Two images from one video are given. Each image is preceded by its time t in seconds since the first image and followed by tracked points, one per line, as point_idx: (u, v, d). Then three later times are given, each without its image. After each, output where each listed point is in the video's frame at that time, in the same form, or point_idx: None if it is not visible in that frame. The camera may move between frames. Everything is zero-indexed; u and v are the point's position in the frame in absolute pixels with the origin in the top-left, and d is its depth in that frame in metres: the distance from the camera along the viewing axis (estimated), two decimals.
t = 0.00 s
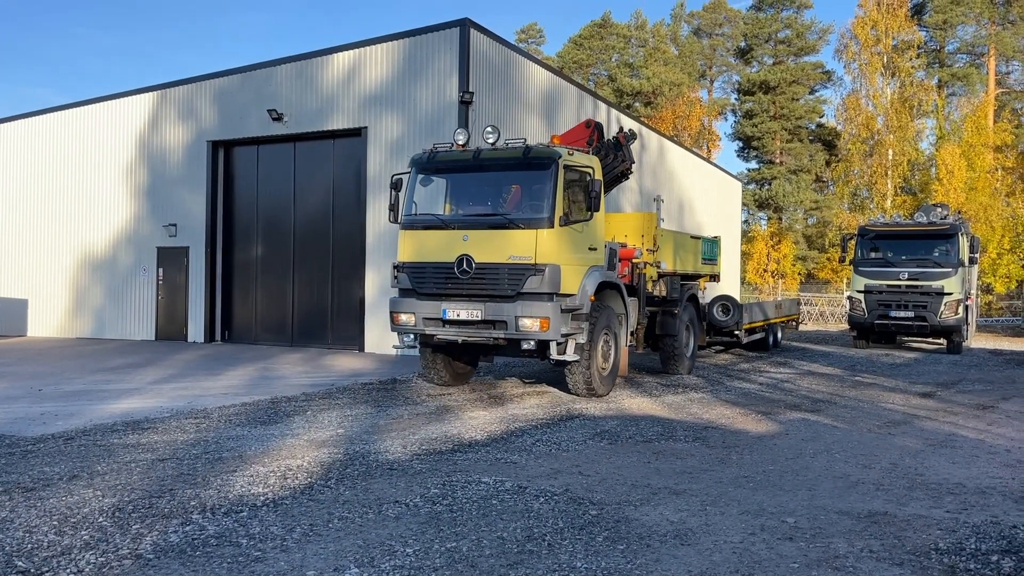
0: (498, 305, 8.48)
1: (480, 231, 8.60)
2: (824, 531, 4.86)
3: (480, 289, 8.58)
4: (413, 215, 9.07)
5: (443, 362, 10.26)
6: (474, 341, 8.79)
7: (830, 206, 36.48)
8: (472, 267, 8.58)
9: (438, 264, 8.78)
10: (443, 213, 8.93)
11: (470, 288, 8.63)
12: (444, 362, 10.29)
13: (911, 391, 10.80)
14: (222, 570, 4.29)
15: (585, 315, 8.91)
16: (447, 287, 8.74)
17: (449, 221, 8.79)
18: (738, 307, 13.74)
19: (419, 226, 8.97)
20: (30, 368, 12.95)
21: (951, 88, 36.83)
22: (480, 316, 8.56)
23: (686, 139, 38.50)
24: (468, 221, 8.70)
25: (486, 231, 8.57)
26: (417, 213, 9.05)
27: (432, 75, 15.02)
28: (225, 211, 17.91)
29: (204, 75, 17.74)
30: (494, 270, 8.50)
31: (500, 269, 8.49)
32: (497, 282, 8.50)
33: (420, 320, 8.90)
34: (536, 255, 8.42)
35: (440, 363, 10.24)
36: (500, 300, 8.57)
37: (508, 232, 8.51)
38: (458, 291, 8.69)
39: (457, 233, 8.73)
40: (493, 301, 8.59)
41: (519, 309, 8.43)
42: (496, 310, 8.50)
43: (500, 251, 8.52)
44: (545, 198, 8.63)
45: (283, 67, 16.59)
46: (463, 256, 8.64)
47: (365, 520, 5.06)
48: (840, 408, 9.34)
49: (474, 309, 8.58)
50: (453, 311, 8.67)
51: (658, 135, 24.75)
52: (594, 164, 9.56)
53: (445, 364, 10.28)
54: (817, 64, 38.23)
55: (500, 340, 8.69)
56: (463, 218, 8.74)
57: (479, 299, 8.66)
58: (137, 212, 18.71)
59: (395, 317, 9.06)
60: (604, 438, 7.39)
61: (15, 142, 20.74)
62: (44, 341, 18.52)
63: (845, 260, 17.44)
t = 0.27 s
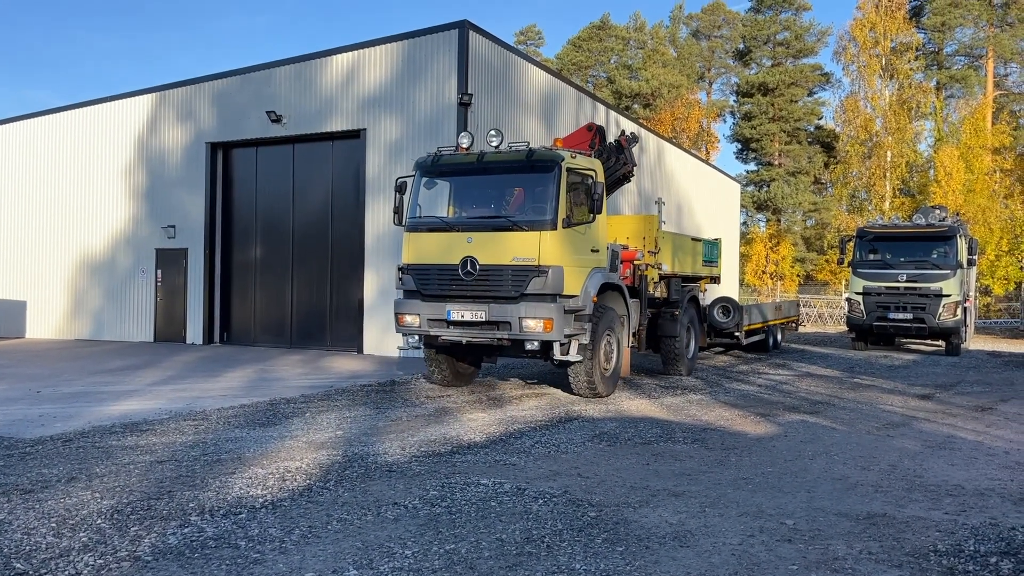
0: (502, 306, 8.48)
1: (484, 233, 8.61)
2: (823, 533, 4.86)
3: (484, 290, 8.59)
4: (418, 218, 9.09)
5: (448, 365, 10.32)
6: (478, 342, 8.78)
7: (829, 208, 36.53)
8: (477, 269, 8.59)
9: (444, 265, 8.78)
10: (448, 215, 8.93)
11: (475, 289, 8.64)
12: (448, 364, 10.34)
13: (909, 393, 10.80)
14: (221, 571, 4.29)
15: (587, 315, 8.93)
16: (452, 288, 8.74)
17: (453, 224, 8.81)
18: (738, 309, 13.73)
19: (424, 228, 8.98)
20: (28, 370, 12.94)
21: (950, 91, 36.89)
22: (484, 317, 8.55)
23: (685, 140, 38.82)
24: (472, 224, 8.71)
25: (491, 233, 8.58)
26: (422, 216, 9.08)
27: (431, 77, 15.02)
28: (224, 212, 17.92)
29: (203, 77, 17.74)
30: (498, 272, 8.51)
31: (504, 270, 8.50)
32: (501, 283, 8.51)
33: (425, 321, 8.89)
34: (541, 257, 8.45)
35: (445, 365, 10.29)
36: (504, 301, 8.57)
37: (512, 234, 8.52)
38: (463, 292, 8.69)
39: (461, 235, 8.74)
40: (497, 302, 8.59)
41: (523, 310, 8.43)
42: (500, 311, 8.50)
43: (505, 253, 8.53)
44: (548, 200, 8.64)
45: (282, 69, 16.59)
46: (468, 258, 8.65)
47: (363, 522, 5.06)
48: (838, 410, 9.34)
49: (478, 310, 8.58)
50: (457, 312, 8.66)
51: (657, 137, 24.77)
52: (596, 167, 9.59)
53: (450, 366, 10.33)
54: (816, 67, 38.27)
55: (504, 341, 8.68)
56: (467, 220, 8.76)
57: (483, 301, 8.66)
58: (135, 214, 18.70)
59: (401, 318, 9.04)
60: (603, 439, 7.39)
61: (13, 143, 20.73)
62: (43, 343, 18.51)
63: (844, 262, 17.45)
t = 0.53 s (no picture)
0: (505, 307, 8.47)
1: (487, 235, 8.62)
2: (822, 534, 4.86)
3: (487, 292, 8.59)
4: (420, 220, 9.10)
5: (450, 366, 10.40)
6: (481, 343, 8.78)
7: (828, 209, 36.55)
8: (480, 271, 8.59)
9: (446, 267, 8.78)
10: (450, 218, 8.94)
11: (478, 291, 8.63)
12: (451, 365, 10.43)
13: (909, 395, 10.80)
14: (219, 573, 4.29)
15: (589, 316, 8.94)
16: (455, 290, 8.74)
17: (456, 226, 8.81)
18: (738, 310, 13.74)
19: (427, 230, 8.98)
20: (26, 371, 12.93)
21: (949, 92, 36.91)
22: (487, 318, 8.54)
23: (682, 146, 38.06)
24: (475, 226, 8.72)
25: (494, 235, 8.59)
26: (425, 217, 9.09)
27: (430, 78, 15.02)
28: (223, 213, 17.92)
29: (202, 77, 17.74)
30: (501, 273, 8.51)
31: (506, 272, 8.50)
32: (504, 284, 8.51)
33: (428, 322, 8.88)
34: (543, 258, 8.44)
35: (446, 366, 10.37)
36: (507, 302, 8.57)
37: (514, 236, 8.53)
38: (466, 294, 8.69)
39: (464, 237, 8.74)
40: (500, 303, 8.59)
41: (526, 311, 8.43)
42: (503, 312, 8.49)
43: (507, 254, 8.53)
44: (550, 202, 8.65)
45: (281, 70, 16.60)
46: (470, 259, 8.65)
47: (362, 524, 5.06)
48: (838, 411, 9.34)
49: (481, 311, 8.57)
50: (460, 313, 8.65)
51: (656, 138, 24.78)
52: (598, 169, 9.60)
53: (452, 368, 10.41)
54: (815, 68, 38.28)
55: (506, 342, 8.68)
56: (470, 222, 8.77)
57: (486, 302, 8.66)
58: (134, 215, 18.71)
59: (404, 319, 9.04)
60: (602, 441, 7.39)
61: (13, 144, 20.72)
62: (41, 344, 18.49)
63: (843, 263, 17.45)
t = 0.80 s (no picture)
0: (505, 308, 8.47)
1: (488, 236, 8.62)
2: (822, 535, 4.86)
3: (488, 293, 8.58)
4: (422, 221, 9.10)
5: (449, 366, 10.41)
6: (481, 344, 8.78)
7: (827, 210, 36.58)
8: (480, 272, 8.59)
9: (448, 268, 8.79)
10: (451, 219, 8.94)
11: (479, 292, 8.63)
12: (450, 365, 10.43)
13: (908, 396, 10.80)
14: (218, 574, 4.29)
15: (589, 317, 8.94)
16: (456, 290, 8.74)
17: (457, 227, 8.82)
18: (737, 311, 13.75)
19: (428, 232, 8.98)
20: (25, 372, 12.92)
21: (948, 93, 36.93)
22: (488, 318, 8.54)
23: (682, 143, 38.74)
24: (476, 227, 8.72)
25: (495, 236, 8.59)
26: (426, 218, 9.10)
27: (429, 79, 15.02)
28: (222, 214, 17.90)
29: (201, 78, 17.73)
30: (502, 274, 8.51)
31: (507, 273, 8.50)
32: (505, 285, 8.51)
33: (428, 323, 8.88)
34: (545, 259, 8.44)
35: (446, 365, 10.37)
36: (507, 303, 8.57)
37: (515, 238, 8.53)
38: (466, 295, 8.69)
39: (465, 238, 8.75)
40: (501, 304, 8.58)
41: (526, 312, 8.43)
42: (504, 313, 8.49)
43: (508, 255, 8.53)
44: (551, 203, 8.65)
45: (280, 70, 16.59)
46: (471, 260, 8.65)
47: (362, 525, 5.06)
48: (837, 412, 9.34)
49: (482, 312, 8.57)
50: (461, 314, 8.65)
51: (655, 140, 24.78)
52: (598, 170, 9.59)
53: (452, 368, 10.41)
54: (814, 69, 38.29)
55: (506, 343, 8.67)
56: (471, 223, 8.77)
57: (486, 303, 8.65)
58: (134, 216, 18.70)
59: (404, 320, 9.03)
60: (601, 442, 7.39)
61: (12, 145, 20.71)
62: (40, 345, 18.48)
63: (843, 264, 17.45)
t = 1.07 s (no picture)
0: (504, 309, 8.46)
1: (487, 237, 8.62)
2: (821, 536, 4.86)
3: (486, 294, 8.58)
4: (421, 222, 9.10)
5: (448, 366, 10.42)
6: (481, 345, 8.77)
7: (827, 211, 36.61)
8: (479, 273, 8.59)
9: (447, 269, 8.78)
10: (450, 220, 8.94)
11: (478, 293, 8.63)
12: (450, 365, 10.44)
13: (907, 397, 10.80)
14: (217, 575, 4.29)
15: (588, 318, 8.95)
16: (455, 291, 8.73)
17: (456, 228, 8.82)
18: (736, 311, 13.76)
19: (427, 232, 8.98)
20: (24, 373, 12.90)
21: (947, 94, 36.96)
22: (486, 319, 8.53)
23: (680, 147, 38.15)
24: (475, 228, 8.72)
25: (493, 238, 8.58)
26: (425, 219, 9.10)
27: (429, 79, 15.02)
28: (221, 215, 17.89)
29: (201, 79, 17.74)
30: (501, 275, 8.51)
31: (506, 274, 8.50)
32: (504, 286, 8.50)
33: (428, 324, 8.88)
34: (544, 261, 8.44)
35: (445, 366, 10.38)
36: (506, 304, 8.57)
37: (514, 239, 8.53)
38: (465, 296, 8.68)
39: (464, 239, 8.74)
40: (500, 305, 8.58)
41: (525, 313, 8.42)
42: (503, 314, 8.49)
43: (507, 256, 8.53)
44: (550, 204, 8.65)
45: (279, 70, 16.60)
46: (470, 261, 8.65)
47: (361, 526, 5.06)
48: (836, 413, 9.34)
49: (481, 313, 8.56)
50: (460, 315, 8.64)
51: (655, 141, 24.79)
52: (597, 171, 9.59)
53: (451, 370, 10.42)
54: (813, 70, 38.31)
55: (506, 344, 8.67)
56: (470, 224, 8.77)
57: (485, 304, 8.65)
58: (133, 217, 18.69)
59: (403, 321, 9.03)
60: (601, 443, 7.38)
61: (12, 145, 20.69)
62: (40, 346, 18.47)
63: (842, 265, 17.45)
